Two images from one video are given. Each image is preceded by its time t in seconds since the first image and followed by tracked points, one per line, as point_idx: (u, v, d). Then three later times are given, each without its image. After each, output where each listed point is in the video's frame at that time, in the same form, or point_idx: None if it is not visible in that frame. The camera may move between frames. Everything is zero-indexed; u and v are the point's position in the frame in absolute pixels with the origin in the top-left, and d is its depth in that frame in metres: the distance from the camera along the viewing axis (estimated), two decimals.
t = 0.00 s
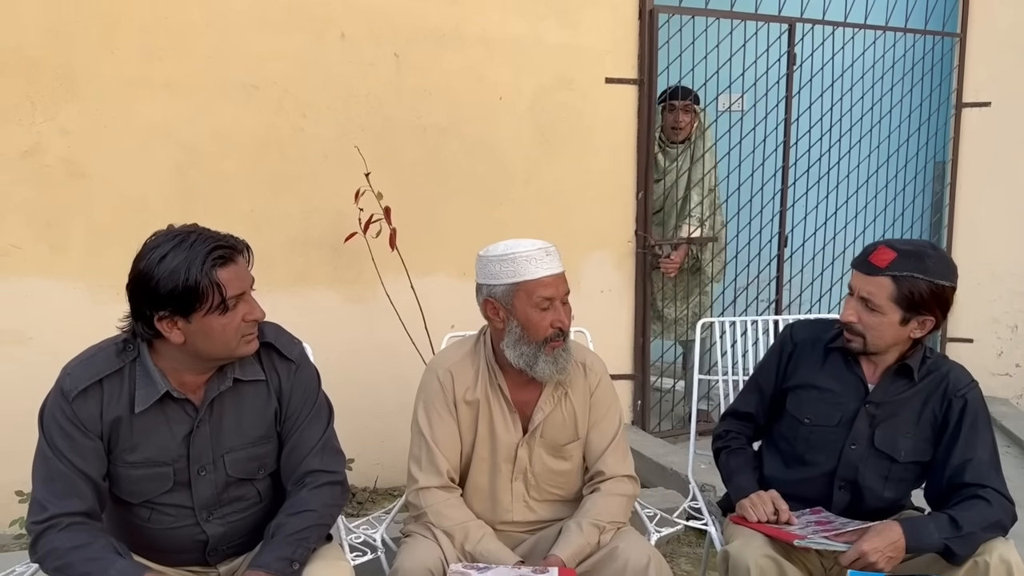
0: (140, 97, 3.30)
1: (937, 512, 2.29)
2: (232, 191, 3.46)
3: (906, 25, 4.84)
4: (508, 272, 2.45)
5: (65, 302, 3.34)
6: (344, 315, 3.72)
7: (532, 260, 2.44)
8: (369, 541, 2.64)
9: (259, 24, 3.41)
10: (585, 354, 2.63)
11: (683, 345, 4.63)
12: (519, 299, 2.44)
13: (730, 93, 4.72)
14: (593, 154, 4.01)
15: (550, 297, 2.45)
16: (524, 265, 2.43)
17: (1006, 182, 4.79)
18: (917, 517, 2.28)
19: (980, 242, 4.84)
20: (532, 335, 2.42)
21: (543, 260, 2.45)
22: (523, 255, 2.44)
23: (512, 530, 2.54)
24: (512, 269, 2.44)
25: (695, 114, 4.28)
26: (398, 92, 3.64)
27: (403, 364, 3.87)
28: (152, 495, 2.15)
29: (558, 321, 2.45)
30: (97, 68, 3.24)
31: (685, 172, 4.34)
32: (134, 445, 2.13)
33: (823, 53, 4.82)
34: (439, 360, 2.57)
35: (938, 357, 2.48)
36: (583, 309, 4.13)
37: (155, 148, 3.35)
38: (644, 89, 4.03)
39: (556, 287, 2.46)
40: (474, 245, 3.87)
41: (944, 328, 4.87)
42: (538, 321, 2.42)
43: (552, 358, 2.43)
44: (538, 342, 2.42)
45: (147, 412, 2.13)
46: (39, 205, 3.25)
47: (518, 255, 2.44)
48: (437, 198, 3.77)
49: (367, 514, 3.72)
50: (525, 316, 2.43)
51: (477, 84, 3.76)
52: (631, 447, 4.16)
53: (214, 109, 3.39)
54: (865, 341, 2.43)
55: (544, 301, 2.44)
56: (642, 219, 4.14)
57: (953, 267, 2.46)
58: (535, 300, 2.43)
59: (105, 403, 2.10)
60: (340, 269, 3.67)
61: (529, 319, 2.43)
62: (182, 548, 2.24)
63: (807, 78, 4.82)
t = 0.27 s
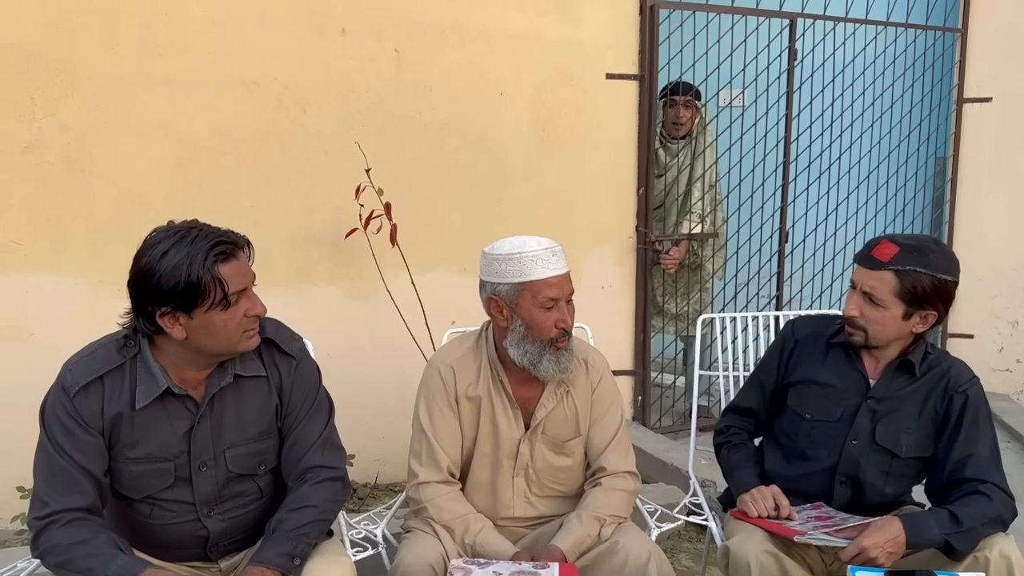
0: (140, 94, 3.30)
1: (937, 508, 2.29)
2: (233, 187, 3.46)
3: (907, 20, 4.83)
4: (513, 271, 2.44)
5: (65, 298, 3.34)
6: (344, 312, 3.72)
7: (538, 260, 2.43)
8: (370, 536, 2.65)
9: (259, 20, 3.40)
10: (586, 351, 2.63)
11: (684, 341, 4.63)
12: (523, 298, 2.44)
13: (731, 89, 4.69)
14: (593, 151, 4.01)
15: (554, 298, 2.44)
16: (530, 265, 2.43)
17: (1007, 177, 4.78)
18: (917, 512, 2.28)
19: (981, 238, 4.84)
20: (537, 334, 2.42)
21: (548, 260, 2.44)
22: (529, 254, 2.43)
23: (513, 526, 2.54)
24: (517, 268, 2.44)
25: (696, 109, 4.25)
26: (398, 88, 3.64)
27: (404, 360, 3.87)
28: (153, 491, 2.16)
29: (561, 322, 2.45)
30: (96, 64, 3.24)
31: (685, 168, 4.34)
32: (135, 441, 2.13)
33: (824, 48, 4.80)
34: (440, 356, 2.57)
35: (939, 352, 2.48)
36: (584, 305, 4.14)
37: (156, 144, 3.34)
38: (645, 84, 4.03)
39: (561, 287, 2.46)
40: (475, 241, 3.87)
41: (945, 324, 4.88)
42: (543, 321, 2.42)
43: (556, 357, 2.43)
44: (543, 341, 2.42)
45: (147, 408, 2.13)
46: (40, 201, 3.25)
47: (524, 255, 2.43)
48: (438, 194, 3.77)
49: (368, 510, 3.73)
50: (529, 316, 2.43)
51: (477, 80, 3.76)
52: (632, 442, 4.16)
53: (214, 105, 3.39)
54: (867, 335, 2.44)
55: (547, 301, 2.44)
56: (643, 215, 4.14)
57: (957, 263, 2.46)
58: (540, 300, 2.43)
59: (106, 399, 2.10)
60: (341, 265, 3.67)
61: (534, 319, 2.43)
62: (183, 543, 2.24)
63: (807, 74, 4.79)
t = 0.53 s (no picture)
0: (139, 90, 3.29)
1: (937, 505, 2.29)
2: (232, 184, 3.46)
3: (907, 16, 4.82)
4: (512, 260, 2.44)
5: (65, 295, 3.34)
6: (344, 308, 3.72)
7: (537, 249, 2.43)
8: (370, 533, 2.65)
9: (259, 16, 3.40)
10: (586, 346, 2.63)
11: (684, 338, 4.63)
12: (522, 286, 2.44)
13: (731, 85, 4.69)
14: (593, 147, 4.00)
15: (552, 287, 2.45)
16: (529, 253, 2.43)
17: (1007, 174, 4.78)
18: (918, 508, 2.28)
19: (981, 234, 4.83)
20: (534, 323, 2.42)
21: (547, 248, 2.45)
22: (529, 242, 2.44)
23: (514, 522, 2.55)
24: (516, 257, 2.44)
25: (698, 102, 4.28)
26: (398, 84, 3.63)
27: (404, 357, 3.87)
28: (153, 488, 2.16)
29: (559, 310, 2.45)
30: (95, 61, 3.23)
31: (685, 164, 4.34)
32: (135, 438, 2.13)
33: (825, 44, 4.78)
34: (441, 352, 2.57)
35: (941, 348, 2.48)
36: (584, 302, 4.14)
37: (155, 141, 3.34)
38: (645, 81, 4.02)
39: (559, 276, 2.46)
40: (475, 238, 3.87)
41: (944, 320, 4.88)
42: (540, 309, 2.43)
43: (554, 347, 2.42)
44: (540, 330, 2.42)
45: (147, 405, 2.13)
46: (39, 198, 3.24)
47: (523, 243, 2.44)
48: (438, 191, 3.77)
49: (368, 506, 3.73)
50: (527, 304, 2.43)
51: (477, 77, 3.76)
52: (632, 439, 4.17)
53: (214, 102, 3.39)
54: (872, 329, 2.44)
55: (546, 290, 2.44)
56: (643, 211, 4.13)
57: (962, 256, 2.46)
58: (538, 288, 2.43)
59: (106, 395, 2.10)
60: (341, 262, 3.67)
61: (532, 307, 2.43)
62: (183, 540, 2.24)
63: (808, 69, 4.77)
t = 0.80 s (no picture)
0: (138, 86, 3.29)
1: (941, 503, 2.28)
2: (231, 180, 3.46)
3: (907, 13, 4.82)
4: (511, 257, 2.44)
5: (64, 291, 3.34)
6: (344, 304, 3.72)
7: (535, 246, 2.44)
8: (369, 528, 2.65)
9: (257, 12, 3.40)
10: (585, 343, 2.63)
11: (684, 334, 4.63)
12: (520, 284, 2.44)
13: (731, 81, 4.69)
14: (593, 143, 4.00)
15: (551, 284, 2.45)
16: (530, 251, 2.43)
17: (1007, 170, 4.78)
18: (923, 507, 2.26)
19: (981, 231, 4.83)
20: (531, 320, 2.42)
21: (546, 246, 2.45)
22: (529, 239, 2.44)
23: (513, 518, 2.55)
24: (515, 254, 2.44)
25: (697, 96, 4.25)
26: (397, 81, 3.63)
27: (404, 353, 3.87)
28: (152, 483, 2.16)
29: (557, 309, 2.46)
30: (94, 57, 3.23)
31: (684, 160, 4.34)
32: (135, 433, 2.13)
33: (825, 41, 4.77)
34: (439, 348, 2.57)
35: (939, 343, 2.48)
36: (583, 298, 4.14)
37: (154, 137, 3.34)
38: (644, 77, 4.02)
39: (558, 274, 2.46)
40: (474, 234, 3.87)
41: (943, 316, 4.89)
42: (539, 306, 2.43)
43: (549, 348, 2.43)
44: (537, 328, 2.42)
45: (147, 400, 2.14)
46: (38, 194, 3.24)
47: (522, 240, 2.43)
48: (437, 187, 3.77)
49: (367, 502, 3.73)
50: (525, 302, 2.44)
51: (476, 73, 3.75)
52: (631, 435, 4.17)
53: (213, 99, 3.39)
54: (874, 324, 2.43)
55: (545, 287, 2.44)
56: (642, 208, 4.13)
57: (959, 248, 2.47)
58: (536, 286, 2.43)
59: (105, 391, 2.11)
60: (340, 258, 3.67)
61: (530, 305, 2.43)
62: (183, 535, 2.25)
63: (807, 66, 4.78)
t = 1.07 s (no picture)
0: (137, 84, 3.29)
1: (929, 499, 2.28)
2: (231, 177, 3.45)
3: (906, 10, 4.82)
4: (510, 257, 2.44)
5: (63, 289, 3.34)
6: (343, 302, 3.72)
7: (535, 246, 2.43)
8: (369, 526, 2.66)
9: (256, 10, 3.39)
10: (584, 342, 2.64)
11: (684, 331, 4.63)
12: (519, 284, 2.44)
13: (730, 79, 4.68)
14: (592, 141, 4.00)
15: (551, 284, 2.45)
16: (526, 252, 2.43)
17: (1006, 167, 4.77)
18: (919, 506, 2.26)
19: (979, 229, 4.83)
20: (531, 321, 2.42)
21: (546, 246, 2.45)
22: (527, 240, 2.43)
23: (511, 515, 2.55)
24: (514, 254, 2.43)
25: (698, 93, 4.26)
26: (396, 78, 3.63)
27: (403, 351, 3.87)
28: (151, 480, 2.16)
29: (557, 309, 2.46)
30: (92, 54, 3.23)
31: (683, 157, 4.34)
32: (133, 430, 2.13)
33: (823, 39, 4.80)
34: (437, 347, 2.57)
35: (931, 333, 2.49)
36: (582, 296, 4.13)
37: (153, 135, 3.34)
38: (643, 74, 4.02)
39: (557, 274, 2.46)
40: (473, 232, 3.87)
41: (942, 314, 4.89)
42: (539, 307, 2.43)
43: (549, 347, 2.43)
44: (536, 328, 2.42)
45: (145, 396, 2.13)
46: (37, 191, 3.24)
47: (521, 240, 2.43)
48: (436, 185, 3.76)
49: (366, 500, 3.73)
50: (525, 302, 2.43)
51: (475, 71, 3.75)
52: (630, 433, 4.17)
53: (212, 96, 3.38)
54: (874, 313, 2.42)
55: (544, 287, 2.44)
56: (642, 205, 4.13)
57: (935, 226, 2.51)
58: (535, 286, 2.43)
59: (103, 387, 2.10)
60: (339, 256, 3.67)
61: (529, 305, 2.43)
62: (182, 533, 2.25)
63: (806, 64, 4.79)
